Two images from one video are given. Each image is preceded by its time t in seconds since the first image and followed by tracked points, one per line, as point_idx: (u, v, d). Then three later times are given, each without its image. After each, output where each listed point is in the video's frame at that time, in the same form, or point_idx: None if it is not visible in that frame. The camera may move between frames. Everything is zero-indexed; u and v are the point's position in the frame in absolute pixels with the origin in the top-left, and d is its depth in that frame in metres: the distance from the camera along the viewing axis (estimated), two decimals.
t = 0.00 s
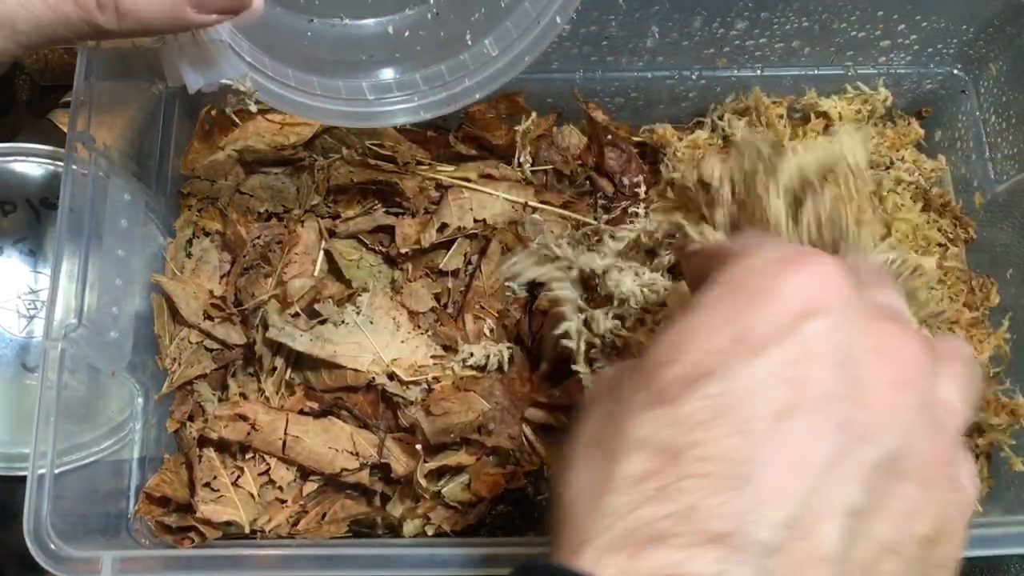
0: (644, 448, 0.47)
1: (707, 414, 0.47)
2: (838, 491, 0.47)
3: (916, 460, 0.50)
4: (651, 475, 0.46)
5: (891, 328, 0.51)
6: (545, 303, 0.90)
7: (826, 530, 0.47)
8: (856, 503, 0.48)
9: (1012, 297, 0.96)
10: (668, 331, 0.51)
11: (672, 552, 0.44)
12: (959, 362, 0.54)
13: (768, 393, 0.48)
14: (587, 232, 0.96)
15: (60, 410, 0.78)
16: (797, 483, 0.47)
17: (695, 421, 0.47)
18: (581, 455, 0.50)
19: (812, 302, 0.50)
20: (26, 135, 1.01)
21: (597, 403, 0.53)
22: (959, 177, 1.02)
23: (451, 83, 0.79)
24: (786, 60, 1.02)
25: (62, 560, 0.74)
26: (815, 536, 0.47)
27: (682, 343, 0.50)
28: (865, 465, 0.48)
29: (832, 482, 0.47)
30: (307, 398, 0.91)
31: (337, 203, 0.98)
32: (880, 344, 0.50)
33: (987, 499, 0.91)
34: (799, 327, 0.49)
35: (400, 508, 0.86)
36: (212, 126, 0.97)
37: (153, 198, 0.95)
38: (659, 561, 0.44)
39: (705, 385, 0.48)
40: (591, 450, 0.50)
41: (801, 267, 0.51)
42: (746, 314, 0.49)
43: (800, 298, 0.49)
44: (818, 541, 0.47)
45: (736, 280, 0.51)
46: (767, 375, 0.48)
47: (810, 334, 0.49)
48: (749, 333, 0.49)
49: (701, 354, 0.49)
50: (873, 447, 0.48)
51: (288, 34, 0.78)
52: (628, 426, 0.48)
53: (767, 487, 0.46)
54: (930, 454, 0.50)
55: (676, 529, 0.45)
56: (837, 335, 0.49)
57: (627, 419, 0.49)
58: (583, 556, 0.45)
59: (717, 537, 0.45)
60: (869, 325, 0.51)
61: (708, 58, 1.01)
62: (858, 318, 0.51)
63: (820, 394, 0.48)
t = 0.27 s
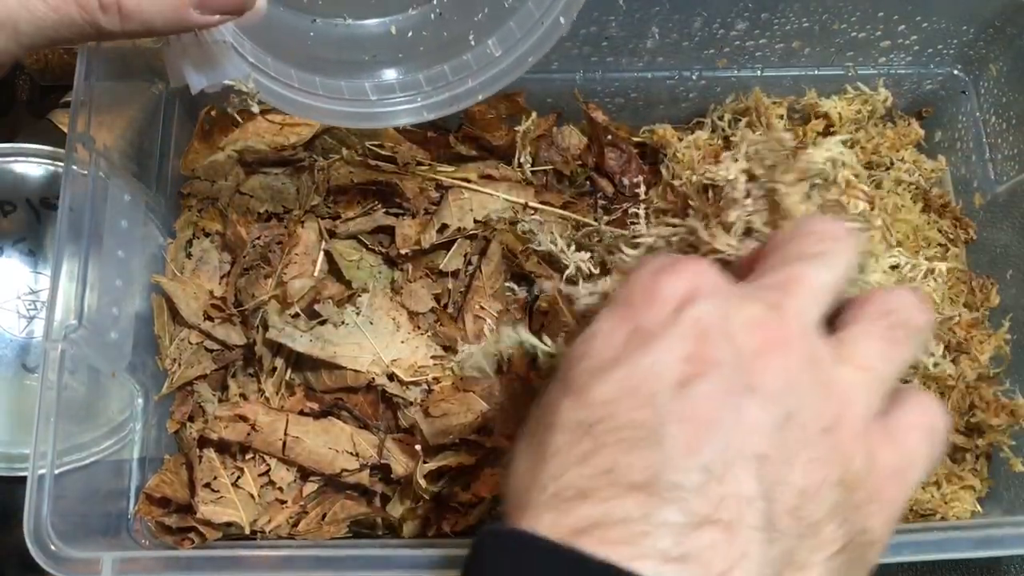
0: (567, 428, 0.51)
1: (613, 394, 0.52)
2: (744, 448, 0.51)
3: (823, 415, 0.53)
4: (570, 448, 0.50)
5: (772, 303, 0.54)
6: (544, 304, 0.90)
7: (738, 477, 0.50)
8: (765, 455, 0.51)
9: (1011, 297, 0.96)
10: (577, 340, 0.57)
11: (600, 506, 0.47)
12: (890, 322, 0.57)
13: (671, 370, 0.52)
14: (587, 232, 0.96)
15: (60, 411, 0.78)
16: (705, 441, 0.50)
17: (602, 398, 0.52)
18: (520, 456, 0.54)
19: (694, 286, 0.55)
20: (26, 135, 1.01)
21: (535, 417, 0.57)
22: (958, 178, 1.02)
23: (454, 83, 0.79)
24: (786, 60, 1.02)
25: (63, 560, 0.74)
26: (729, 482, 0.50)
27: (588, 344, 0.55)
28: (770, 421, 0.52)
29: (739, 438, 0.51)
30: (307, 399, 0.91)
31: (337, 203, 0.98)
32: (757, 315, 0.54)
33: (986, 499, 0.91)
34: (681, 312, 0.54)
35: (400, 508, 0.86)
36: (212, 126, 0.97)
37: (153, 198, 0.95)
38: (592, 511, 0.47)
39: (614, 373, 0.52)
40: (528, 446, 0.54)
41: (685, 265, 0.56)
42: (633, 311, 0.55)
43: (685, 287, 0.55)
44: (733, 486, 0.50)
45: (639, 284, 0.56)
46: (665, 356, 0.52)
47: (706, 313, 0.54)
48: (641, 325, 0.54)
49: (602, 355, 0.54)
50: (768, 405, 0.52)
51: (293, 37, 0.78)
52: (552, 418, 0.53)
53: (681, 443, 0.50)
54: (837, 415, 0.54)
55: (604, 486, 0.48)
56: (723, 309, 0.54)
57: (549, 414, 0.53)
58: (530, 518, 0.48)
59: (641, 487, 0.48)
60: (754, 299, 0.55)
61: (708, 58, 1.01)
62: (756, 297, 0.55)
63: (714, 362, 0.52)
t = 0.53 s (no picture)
0: (648, 476, 0.50)
1: (714, 435, 0.50)
2: (852, 517, 0.49)
3: (948, 482, 0.51)
4: (654, 501, 0.49)
5: (906, 342, 0.52)
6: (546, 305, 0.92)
7: (844, 553, 0.49)
8: (874, 526, 0.49)
9: (1011, 297, 0.96)
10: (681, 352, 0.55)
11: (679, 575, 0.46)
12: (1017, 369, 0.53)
13: (789, 414, 0.50)
14: (587, 232, 0.96)
15: (60, 411, 0.78)
16: (812, 506, 0.49)
17: (699, 444, 0.50)
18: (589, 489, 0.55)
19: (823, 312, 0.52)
20: (26, 135, 1.01)
21: (618, 434, 0.57)
22: (958, 178, 1.02)
23: (453, 85, 0.79)
24: (786, 60, 1.02)
25: (62, 560, 0.74)
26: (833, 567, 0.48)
27: (691, 361, 0.53)
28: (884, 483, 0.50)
29: (844, 506, 0.49)
30: (308, 398, 0.91)
31: (337, 203, 0.98)
32: (887, 358, 0.52)
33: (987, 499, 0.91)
34: (806, 341, 0.52)
35: (400, 508, 0.86)
36: (212, 126, 0.97)
37: (152, 198, 0.95)
38: None
39: (710, 404, 0.51)
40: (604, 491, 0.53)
41: (814, 277, 0.53)
42: (750, 325, 0.52)
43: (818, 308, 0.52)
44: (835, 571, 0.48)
45: (758, 290, 0.53)
46: (775, 391, 0.50)
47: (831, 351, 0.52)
48: (758, 346, 0.52)
49: (705, 372, 0.52)
50: (881, 463, 0.50)
51: (291, 36, 0.77)
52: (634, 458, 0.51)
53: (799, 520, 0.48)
54: (962, 479, 0.51)
55: (677, 556, 0.47)
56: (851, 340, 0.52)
57: (634, 449, 0.52)
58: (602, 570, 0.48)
59: (695, 544, 0.47)
60: (897, 333, 0.52)
61: (708, 58, 1.01)
62: (884, 325, 0.52)
63: (832, 411, 0.51)
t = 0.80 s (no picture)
0: (735, 390, 0.54)
1: (806, 364, 0.52)
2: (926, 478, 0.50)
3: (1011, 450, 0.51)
4: (733, 417, 0.53)
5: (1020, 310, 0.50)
6: (546, 304, 0.92)
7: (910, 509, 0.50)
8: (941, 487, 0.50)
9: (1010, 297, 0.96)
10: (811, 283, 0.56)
11: (717, 489, 0.49)
12: None
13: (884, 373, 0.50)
14: (587, 232, 0.96)
15: (60, 411, 0.78)
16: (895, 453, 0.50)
17: (801, 372, 0.52)
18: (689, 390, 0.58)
19: (978, 265, 0.51)
20: (26, 134, 1.01)
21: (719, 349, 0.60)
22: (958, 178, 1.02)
23: (451, 101, 0.79)
24: (786, 60, 1.02)
25: (62, 560, 0.74)
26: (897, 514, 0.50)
27: (825, 290, 0.54)
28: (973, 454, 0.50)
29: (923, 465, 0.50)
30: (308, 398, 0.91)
31: (336, 203, 0.98)
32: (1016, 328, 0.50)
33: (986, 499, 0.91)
34: (952, 297, 0.51)
35: (400, 507, 0.86)
36: (212, 126, 0.97)
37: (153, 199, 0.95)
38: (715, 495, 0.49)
39: (820, 335, 0.53)
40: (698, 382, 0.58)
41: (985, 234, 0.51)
42: (898, 274, 0.52)
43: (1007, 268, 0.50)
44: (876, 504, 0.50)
45: (898, 239, 0.54)
46: (896, 341, 0.51)
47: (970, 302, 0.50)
48: (890, 294, 0.52)
49: (822, 304, 0.54)
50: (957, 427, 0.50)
51: (292, 54, 0.78)
52: (733, 367, 0.55)
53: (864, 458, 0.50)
54: None
55: (739, 467, 0.50)
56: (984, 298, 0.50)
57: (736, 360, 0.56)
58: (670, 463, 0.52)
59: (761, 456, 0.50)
60: None
61: (708, 57, 1.01)
62: None
63: (941, 371, 0.50)
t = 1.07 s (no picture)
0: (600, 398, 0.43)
1: (662, 360, 0.43)
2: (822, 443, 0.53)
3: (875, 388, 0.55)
4: (604, 427, 0.42)
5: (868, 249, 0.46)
6: (545, 305, 0.92)
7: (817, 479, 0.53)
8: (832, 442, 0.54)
9: (1011, 296, 0.96)
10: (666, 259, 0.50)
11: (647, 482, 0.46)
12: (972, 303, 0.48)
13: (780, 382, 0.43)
14: (587, 232, 0.96)
15: (60, 411, 0.78)
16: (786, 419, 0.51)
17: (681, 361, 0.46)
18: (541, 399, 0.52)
19: (796, 216, 0.46)
20: (26, 135, 1.01)
21: (569, 334, 0.49)
22: (959, 178, 1.02)
23: (451, 76, 0.79)
24: (786, 60, 1.02)
25: (62, 560, 0.74)
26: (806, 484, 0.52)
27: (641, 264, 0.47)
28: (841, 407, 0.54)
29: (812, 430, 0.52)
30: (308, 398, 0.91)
31: (336, 202, 0.98)
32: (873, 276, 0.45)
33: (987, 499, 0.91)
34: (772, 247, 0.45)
35: (400, 508, 0.86)
36: (212, 126, 0.97)
37: (152, 199, 0.95)
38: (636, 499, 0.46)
39: (666, 322, 0.44)
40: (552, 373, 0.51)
41: (789, 181, 0.46)
42: (706, 232, 0.46)
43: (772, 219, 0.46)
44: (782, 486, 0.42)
45: (713, 195, 0.47)
46: (729, 309, 0.44)
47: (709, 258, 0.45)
48: (711, 259, 0.45)
49: (656, 288, 0.45)
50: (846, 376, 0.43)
51: (287, 28, 0.77)
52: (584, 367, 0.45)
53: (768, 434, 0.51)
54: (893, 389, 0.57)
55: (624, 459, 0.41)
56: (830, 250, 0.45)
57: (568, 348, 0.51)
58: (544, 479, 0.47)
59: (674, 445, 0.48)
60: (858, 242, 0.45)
61: (708, 58, 1.01)
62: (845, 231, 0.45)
63: (791, 326, 0.43)
